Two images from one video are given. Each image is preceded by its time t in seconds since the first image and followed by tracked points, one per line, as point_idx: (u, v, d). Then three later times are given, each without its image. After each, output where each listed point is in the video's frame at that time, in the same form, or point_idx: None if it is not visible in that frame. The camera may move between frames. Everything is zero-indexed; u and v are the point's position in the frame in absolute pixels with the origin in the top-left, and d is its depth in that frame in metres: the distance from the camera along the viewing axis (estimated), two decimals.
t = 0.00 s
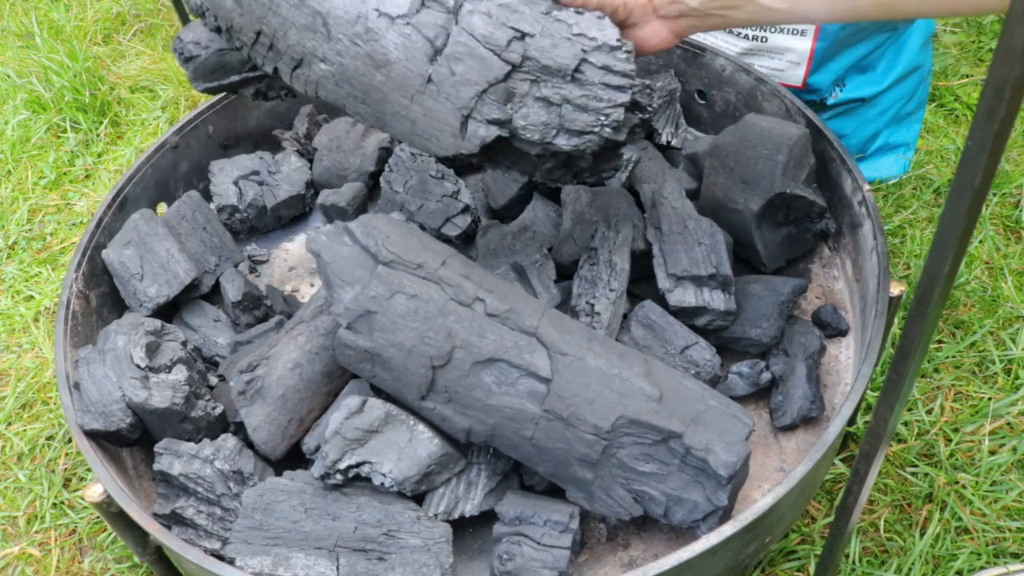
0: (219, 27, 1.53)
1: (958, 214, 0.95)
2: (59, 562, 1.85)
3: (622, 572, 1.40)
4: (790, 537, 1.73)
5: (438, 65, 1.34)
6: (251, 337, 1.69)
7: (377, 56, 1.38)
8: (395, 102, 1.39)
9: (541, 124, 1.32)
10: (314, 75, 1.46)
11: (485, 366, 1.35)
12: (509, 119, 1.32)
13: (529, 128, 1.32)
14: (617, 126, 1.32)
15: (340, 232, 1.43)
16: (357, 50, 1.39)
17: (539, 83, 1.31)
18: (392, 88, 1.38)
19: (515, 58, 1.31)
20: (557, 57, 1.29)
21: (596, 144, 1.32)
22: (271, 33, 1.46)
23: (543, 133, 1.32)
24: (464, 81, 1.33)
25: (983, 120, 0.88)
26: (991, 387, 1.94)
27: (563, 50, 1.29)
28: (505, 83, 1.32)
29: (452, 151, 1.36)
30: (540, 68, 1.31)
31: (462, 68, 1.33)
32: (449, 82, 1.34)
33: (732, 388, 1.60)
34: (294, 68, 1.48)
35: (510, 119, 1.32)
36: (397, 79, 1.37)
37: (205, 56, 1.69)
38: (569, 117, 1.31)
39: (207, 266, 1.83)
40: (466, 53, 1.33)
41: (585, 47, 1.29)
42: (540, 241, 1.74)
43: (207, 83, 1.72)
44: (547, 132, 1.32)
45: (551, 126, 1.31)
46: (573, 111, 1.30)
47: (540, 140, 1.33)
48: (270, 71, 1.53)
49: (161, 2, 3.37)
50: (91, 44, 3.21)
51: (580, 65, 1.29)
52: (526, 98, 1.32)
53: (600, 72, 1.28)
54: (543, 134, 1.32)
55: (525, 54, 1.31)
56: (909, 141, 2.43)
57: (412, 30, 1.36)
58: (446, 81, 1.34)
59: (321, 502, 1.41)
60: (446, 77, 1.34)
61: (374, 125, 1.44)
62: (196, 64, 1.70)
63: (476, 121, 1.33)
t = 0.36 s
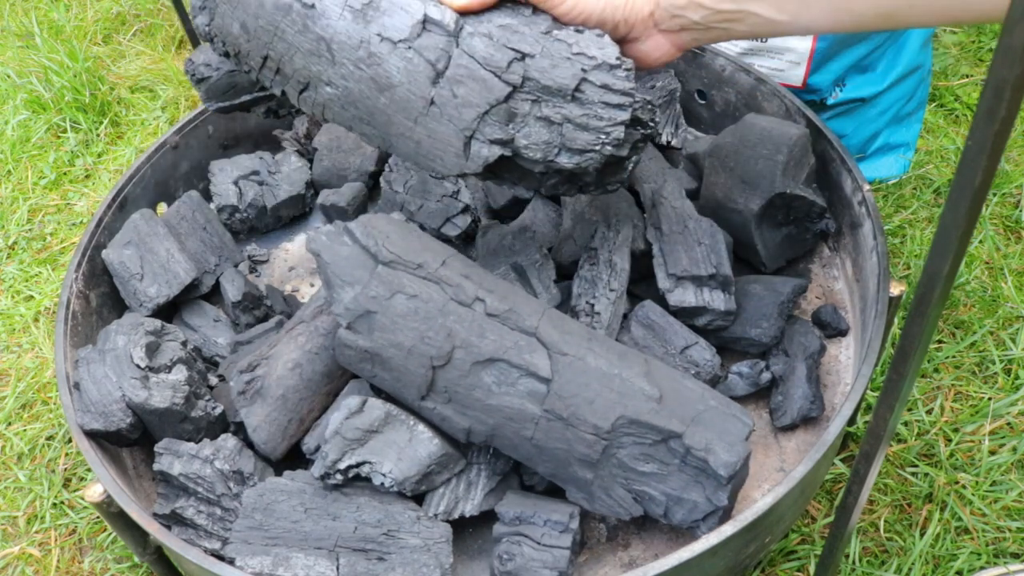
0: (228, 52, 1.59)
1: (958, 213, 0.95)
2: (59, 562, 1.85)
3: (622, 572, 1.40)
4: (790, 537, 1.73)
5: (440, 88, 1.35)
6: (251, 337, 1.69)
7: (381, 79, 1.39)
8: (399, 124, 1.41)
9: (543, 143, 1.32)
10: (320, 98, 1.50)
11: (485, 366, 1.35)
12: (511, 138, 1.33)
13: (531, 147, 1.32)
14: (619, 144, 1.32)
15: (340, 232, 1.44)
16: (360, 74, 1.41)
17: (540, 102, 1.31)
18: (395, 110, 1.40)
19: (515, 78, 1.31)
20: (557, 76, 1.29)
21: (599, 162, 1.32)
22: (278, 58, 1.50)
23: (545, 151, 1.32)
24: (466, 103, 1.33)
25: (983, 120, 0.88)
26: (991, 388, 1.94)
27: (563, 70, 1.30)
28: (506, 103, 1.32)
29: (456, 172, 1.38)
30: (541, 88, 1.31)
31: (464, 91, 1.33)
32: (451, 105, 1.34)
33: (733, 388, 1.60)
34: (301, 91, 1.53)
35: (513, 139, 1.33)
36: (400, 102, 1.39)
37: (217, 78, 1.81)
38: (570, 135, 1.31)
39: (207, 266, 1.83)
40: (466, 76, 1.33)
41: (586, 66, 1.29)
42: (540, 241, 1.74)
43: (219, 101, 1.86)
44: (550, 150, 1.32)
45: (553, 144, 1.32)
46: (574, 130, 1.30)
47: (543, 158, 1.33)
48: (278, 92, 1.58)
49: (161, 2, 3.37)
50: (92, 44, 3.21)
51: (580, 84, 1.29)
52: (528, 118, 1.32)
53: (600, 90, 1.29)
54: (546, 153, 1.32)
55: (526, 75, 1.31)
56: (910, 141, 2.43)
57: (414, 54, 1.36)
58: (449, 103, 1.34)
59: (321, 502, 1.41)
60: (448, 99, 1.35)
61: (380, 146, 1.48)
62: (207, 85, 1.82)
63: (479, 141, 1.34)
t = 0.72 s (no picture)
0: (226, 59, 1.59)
1: (958, 214, 0.95)
2: (59, 562, 1.85)
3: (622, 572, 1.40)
4: (790, 537, 1.73)
5: (435, 96, 1.36)
6: (251, 337, 1.69)
7: (376, 88, 1.40)
8: (395, 131, 1.41)
9: (538, 150, 1.33)
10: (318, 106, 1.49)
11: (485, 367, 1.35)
12: (506, 145, 1.34)
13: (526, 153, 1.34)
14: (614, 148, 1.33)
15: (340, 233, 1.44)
16: (355, 82, 1.41)
17: (535, 109, 1.32)
18: (391, 118, 1.41)
19: (509, 86, 1.31)
20: (550, 84, 1.29)
21: (594, 167, 1.33)
22: (275, 66, 1.50)
23: (540, 157, 1.34)
24: (460, 111, 1.34)
25: (983, 120, 0.88)
26: (991, 387, 1.94)
27: (557, 77, 1.29)
28: (500, 110, 1.32)
29: (453, 178, 1.39)
30: (534, 95, 1.31)
31: (458, 99, 1.34)
32: (445, 113, 1.35)
33: (733, 388, 1.60)
34: (298, 98, 1.51)
35: (508, 146, 1.34)
36: (395, 111, 1.40)
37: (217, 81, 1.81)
38: (565, 141, 1.31)
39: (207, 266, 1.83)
40: (461, 84, 1.34)
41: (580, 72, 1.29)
42: (540, 241, 1.74)
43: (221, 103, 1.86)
44: (545, 157, 1.33)
45: (548, 151, 1.33)
46: (568, 136, 1.31)
47: (539, 164, 1.34)
48: (276, 99, 1.57)
49: (161, 2, 3.37)
50: (92, 44, 3.21)
51: (574, 91, 1.29)
52: (523, 125, 1.33)
53: (594, 97, 1.28)
54: (541, 159, 1.34)
55: (520, 83, 1.31)
56: (910, 141, 2.43)
57: (408, 62, 1.36)
58: (443, 111, 1.35)
59: (321, 502, 1.40)
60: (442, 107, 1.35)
61: (376, 153, 1.47)
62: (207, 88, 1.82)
63: (474, 149, 1.36)
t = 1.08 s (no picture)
0: (233, 53, 1.61)
1: (958, 213, 0.95)
2: (59, 562, 1.85)
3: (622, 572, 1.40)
4: (790, 537, 1.72)
5: (437, 91, 1.35)
6: (251, 337, 1.69)
7: (380, 84, 1.40)
8: (399, 125, 1.42)
9: (538, 143, 1.34)
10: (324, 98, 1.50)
11: (484, 367, 1.35)
12: (506, 138, 1.35)
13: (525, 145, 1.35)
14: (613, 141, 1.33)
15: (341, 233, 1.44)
16: (359, 78, 1.42)
17: (535, 103, 1.32)
18: (395, 113, 1.41)
19: (509, 81, 1.31)
20: (549, 78, 1.29)
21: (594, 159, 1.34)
22: (280, 61, 1.51)
23: (541, 150, 1.34)
24: (462, 106, 1.34)
25: (983, 120, 0.88)
26: (991, 387, 1.94)
27: (556, 72, 1.29)
28: (500, 105, 1.33)
29: (455, 171, 1.40)
30: (533, 89, 1.31)
31: (459, 95, 1.34)
32: (447, 108, 1.35)
33: (733, 388, 1.60)
34: (304, 91, 1.53)
35: (509, 139, 1.35)
36: (399, 106, 1.40)
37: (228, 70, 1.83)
38: (564, 135, 1.32)
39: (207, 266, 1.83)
40: (461, 80, 1.33)
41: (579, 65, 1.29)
42: (540, 241, 1.74)
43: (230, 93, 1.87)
44: (545, 149, 1.34)
45: (548, 144, 1.34)
46: (567, 130, 1.31)
47: (540, 156, 1.35)
48: (284, 91, 1.59)
49: (161, 2, 3.37)
50: (92, 44, 3.21)
51: (573, 85, 1.29)
52: (523, 118, 1.34)
53: (593, 91, 1.28)
54: (541, 151, 1.34)
55: (519, 77, 1.31)
56: (910, 141, 2.43)
57: (410, 59, 1.36)
58: (445, 106, 1.35)
59: (321, 502, 1.41)
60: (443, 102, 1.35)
61: (382, 145, 1.49)
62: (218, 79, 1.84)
63: (476, 142, 1.36)
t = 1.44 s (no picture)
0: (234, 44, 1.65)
1: (958, 213, 0.95)
2: (59, 562, 1.85)
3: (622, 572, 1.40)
4: (790, 537, 1.72)
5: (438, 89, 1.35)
6: (251, 337, 1.69)
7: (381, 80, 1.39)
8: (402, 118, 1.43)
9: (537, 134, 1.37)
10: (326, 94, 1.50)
11: (484, 367, 1.35)
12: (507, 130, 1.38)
13: (500, 182, 1.55)
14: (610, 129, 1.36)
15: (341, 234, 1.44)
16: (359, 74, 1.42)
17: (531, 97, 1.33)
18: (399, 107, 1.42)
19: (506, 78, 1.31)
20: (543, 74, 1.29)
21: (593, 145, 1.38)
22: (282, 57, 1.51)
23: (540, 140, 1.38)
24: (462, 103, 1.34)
25: (983, 120, 0.88)
26: (991, 387, 1.94)
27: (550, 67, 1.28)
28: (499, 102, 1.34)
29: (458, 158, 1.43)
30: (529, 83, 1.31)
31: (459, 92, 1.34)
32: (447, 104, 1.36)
33: (733, 389, 1.60)
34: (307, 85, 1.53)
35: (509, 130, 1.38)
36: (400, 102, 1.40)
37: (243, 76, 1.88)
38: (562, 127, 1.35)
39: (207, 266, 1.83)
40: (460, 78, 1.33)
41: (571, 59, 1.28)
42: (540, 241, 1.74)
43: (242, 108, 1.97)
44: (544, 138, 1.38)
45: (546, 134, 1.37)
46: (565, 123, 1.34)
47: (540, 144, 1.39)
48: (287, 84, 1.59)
49: (161, 2, 3.36)
50: (92, 44, 3.21)
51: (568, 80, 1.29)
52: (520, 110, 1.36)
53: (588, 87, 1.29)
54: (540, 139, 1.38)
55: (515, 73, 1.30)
56: (910, 141, 2.44)
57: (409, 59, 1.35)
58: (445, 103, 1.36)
59: (321, 502, 1.41)
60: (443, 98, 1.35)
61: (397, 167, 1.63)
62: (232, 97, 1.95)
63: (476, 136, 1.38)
